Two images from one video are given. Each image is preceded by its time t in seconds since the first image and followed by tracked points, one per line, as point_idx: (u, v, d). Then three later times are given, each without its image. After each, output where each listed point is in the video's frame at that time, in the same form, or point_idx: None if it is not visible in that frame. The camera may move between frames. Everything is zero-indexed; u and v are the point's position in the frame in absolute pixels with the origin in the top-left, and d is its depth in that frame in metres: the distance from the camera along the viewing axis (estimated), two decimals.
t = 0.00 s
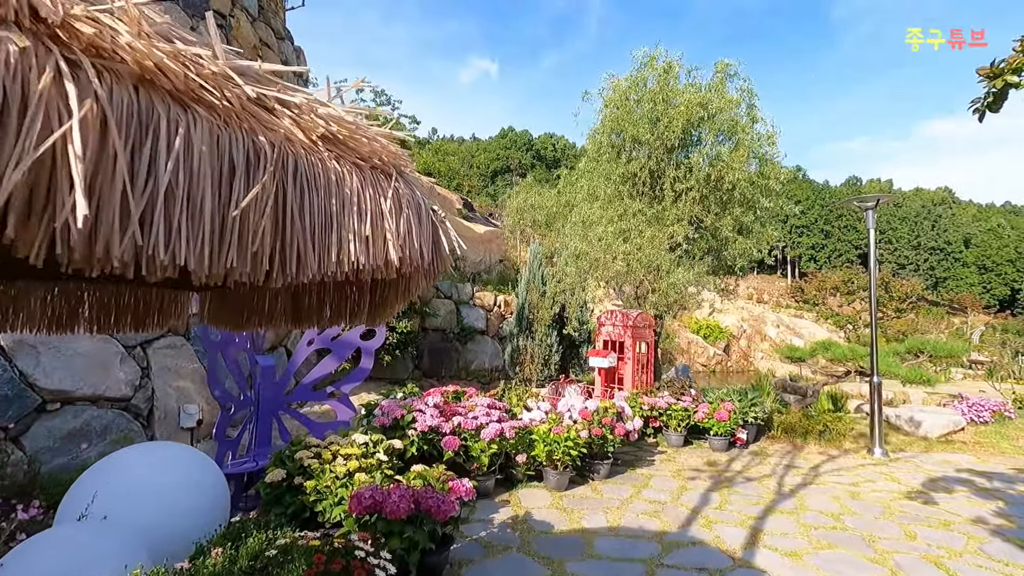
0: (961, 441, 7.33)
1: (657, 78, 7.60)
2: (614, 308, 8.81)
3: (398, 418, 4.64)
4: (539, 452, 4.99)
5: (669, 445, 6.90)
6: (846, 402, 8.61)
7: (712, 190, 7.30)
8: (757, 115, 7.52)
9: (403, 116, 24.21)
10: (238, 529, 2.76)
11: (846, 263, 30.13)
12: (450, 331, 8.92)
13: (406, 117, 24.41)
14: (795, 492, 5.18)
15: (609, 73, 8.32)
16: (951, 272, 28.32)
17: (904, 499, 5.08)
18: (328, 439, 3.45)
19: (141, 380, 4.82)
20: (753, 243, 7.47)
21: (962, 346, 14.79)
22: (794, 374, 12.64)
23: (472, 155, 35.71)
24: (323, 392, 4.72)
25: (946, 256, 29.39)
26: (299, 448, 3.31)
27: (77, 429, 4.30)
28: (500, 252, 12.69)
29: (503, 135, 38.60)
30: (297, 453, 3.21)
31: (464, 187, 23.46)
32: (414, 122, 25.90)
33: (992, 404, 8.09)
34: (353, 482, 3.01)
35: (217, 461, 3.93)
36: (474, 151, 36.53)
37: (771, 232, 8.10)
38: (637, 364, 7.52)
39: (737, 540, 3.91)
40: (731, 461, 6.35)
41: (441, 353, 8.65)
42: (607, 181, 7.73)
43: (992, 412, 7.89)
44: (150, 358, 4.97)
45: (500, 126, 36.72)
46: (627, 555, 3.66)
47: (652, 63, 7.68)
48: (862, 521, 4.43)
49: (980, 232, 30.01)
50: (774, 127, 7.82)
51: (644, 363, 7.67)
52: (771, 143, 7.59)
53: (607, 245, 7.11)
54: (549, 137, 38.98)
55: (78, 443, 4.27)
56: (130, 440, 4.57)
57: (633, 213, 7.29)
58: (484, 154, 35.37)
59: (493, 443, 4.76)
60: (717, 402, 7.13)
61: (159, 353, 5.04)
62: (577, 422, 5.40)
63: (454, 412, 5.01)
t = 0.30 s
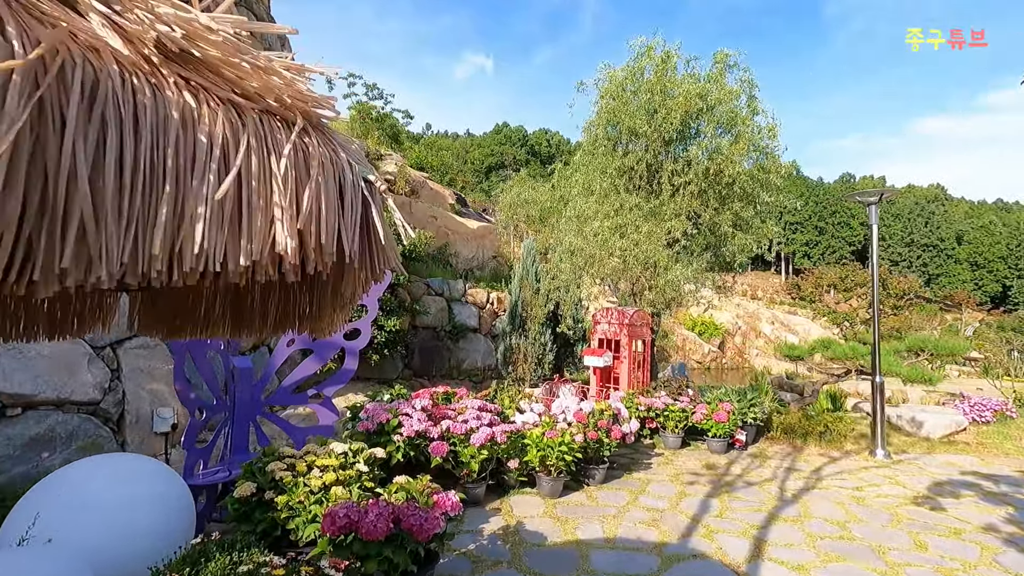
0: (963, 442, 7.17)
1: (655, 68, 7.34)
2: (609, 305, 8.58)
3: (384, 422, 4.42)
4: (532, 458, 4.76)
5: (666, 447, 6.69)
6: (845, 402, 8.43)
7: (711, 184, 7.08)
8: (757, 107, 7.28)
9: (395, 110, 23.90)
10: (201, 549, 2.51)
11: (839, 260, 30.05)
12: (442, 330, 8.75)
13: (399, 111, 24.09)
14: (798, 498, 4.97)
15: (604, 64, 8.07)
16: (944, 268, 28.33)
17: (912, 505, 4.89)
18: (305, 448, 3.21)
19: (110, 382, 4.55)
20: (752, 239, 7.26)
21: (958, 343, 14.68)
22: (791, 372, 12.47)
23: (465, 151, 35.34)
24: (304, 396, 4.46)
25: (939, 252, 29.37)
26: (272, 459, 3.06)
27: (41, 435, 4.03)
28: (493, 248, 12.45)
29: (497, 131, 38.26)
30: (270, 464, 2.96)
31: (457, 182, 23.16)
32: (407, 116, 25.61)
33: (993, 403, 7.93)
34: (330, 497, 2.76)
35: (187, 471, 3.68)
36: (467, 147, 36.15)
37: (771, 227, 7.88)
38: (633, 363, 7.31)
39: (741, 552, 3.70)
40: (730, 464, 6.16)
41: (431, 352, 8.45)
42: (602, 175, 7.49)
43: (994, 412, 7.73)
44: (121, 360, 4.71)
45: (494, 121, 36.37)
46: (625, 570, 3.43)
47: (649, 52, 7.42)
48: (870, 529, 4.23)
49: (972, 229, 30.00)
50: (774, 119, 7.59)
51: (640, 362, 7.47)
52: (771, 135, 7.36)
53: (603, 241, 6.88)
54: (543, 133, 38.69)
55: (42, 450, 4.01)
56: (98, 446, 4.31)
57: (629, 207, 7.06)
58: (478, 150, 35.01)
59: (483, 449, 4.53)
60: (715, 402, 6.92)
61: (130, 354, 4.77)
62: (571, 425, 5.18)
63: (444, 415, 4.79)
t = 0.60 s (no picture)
0: (964, 439, 7.05)
1: (652, 57, 7.14)
2: (604, 301, 8.41)
3: (371, 423, 4.26)
4: (525, 460, 4.59)
5: (663, 445, 6.55)
6: (844, 399, 8.30)
7: (709, 176, 6.92)
8: (756, 98, 7.10)
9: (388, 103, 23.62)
10: (166, 566, 2.33)
11: (834, 255, 30.01)
12: (434, 326, 8.60)
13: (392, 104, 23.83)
14: (800, 500, 4.82)
15: (600, 54, 7.87)
16: (938, 263, 28.34)
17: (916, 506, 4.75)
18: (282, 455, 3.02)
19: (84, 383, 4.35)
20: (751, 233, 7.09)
21: (955, 338, 14.61)
22: (787, 367, 12.37)
23: (459, 145, 35.05)
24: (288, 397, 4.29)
25: (932, 247, 29.38)
26: (246, 466, 2.88)
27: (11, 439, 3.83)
28: (486, 243, 12.27)
29: (492, 126, 38.01)
30: (243, 473, 2.76)
31: (451, 176, 22.92)
32: (400, 110, 25.35)
33: (994, 399, 7.81)
34: (306, 508, 2.60)
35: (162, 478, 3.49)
36: (462, 141, 35.87)
37: (770, 221, 7.71)
38: (629, 360, 7.15)
39: (742, 559, 3.55)
40: (729, 464, 6.01)
41: (423, 348, 8.29)
42: (598, 167, 7.31)
43: (994, 408, 7.62)
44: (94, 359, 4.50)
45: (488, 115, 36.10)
46: None
47: (646, 41, 7.22)
48: (875, 533, 4.09)
49: (967, 224, 30.01)
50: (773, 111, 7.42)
51: (636, 358, 7.31)
52: (770, 127, 7.18)
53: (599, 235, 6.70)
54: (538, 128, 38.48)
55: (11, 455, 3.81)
56: (71, 450, 4.12)
57: (626, 201, 6.88)
58: (472, 144, 34.74)
59: (474, 450, 4.36)
60: (713, 400, 6.77)
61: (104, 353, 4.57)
62: (566, 425, 5.01)
63: (434, 415, 4.58)
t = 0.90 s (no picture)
0: (975, 439, 6.85)
1: (654, 45, 6.92)
2: (605, 297, 8.21)
3: (361, 424, 4.05)
4: (523, 462, 4.40)
5: (666, 445, 6.36)
6: (850, 397, 8.10)
7: (713, 168, 6.71)
8: (761, 87, 6.87)
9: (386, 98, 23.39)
10: None
11: (836, 251, 29.81)
12: (431, 323, 8.42)
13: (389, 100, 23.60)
14: (808, 502, 4.63)
15: (600, 43, 7.65)
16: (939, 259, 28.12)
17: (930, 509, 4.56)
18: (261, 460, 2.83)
19: (60, 381, 4.17)
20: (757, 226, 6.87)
21: (960, 335, 14.39)
22: (789, 365, 12.17)
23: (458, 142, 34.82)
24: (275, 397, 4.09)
25: (934, 244, 29.18)
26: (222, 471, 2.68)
27: None
28: (484, 238, 12.06)
29: (491, 122, 37.80)
30: (217, 480, 2.57)
31: (449, 172, 22.68)
32: (399, 106, 25.15)
33: (1005, 397, 7.61)
34: (283, 518, 2.40)
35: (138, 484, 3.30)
36: (461, 138, 35.63)
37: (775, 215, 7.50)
38: (630, 357, 6.95)
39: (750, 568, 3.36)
40: (734, 464, 5.83)
41: (419, 346, 8.11)
42: (598, 159, 7.10)
43: (1005, 406, 7.42)
44: (72, 357, 4.31)
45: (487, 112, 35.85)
46: None
47: (648, 29, 6.99)
48: (889, 539, 3.90)
49: (968, 220, 29.80)
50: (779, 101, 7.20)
51: (638, 355, 7.12)
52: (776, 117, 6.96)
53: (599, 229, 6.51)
54: (538, 124, 38.29)
55: None
56: (47, 451, 3.94)
57: (627, 193, 6.68)
58: (471, 141, 34.50)
59: (469, 452, 4.16)
60: (717, 398, 6.58)
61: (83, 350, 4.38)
62: (565, 425, 4.82)
63: (428, 415, 4.43)
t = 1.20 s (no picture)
0: (996, 445, 6.56)
1: (661, 36, 6.65)
2: (609, 297, 7.96)
3: (353, 432, 3.82)
4: (524, 473, 4.16)
5: (673, 452, 6.12)
6: (863, 400, 7.83)
7: (722, 164, 6.46)
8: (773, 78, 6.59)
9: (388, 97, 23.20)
10: None
11: (841, 250, 29.48)
12: (430, 324, 8.20)
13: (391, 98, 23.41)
14: (826, 515, 4.37)
15: (605, 34, 7.39)
16: (947, 258, 27.75)
17: (957, 523, 4.30)
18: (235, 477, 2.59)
19: (36, 387, 3.95)
20: (767, 224, 6.61)
21: (972, 336, 14.05)
22: (797, 366, 11.89)
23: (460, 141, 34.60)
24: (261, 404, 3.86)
25: (940, 242, 28.82)
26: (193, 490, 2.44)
27: None
28: (486, 238, 11.83)
29: (495, 122, 37.63)
30: (185, 501, 2.33)
31: (450, 170, 22.43)
32: (401, 105, 25.00)
33: None
34: (256, 545, 2.17)
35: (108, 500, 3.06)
36: (463, 137, 35.41)
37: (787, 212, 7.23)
38: (636, 359, 6.71)
39: None
40: (745, 472, 5.57)
41: (418, 347, 7.88)
42: (602, 154, 6.85)
43: None
44: (47, 362, 4.07)
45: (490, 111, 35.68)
46: None
47: (654, 19, 6.73)
48: (916, 556, 3.64)
49: (976, 218, 29.39)
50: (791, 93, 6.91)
51: (644, 357, 6.88)
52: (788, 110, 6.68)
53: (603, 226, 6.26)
54: (541, 123, 38.09)
55: None
56: (20, 460, 3.72)
57: (633, 190, 6.44)
58: (473, 139, 34.26)
59: (466, 462, 3.92)
60: (726, 403, 6.33)
61: (60, 355, 4.15)
62: (569, 433, 4.57)
63: (423, 423, 4.20)
